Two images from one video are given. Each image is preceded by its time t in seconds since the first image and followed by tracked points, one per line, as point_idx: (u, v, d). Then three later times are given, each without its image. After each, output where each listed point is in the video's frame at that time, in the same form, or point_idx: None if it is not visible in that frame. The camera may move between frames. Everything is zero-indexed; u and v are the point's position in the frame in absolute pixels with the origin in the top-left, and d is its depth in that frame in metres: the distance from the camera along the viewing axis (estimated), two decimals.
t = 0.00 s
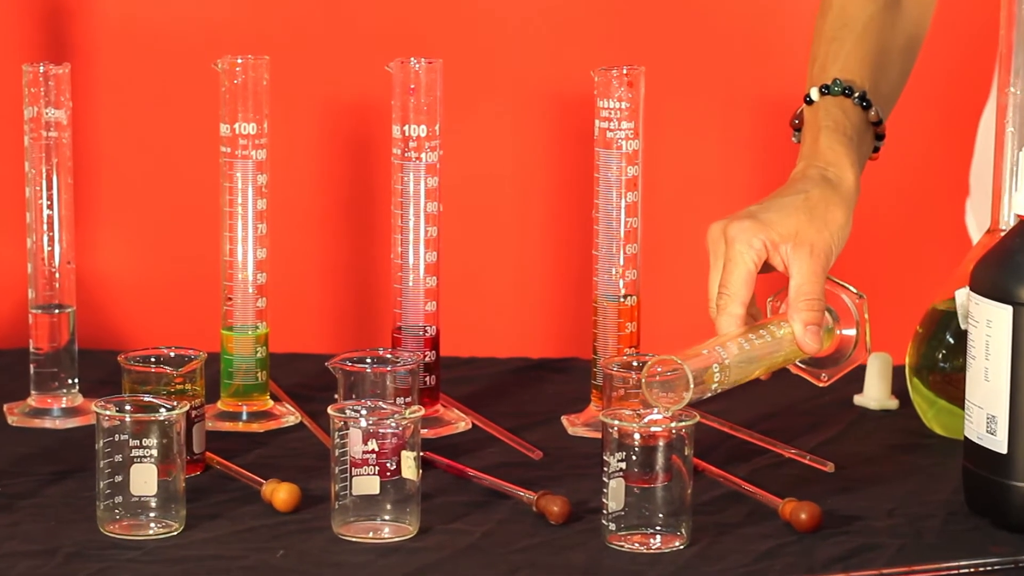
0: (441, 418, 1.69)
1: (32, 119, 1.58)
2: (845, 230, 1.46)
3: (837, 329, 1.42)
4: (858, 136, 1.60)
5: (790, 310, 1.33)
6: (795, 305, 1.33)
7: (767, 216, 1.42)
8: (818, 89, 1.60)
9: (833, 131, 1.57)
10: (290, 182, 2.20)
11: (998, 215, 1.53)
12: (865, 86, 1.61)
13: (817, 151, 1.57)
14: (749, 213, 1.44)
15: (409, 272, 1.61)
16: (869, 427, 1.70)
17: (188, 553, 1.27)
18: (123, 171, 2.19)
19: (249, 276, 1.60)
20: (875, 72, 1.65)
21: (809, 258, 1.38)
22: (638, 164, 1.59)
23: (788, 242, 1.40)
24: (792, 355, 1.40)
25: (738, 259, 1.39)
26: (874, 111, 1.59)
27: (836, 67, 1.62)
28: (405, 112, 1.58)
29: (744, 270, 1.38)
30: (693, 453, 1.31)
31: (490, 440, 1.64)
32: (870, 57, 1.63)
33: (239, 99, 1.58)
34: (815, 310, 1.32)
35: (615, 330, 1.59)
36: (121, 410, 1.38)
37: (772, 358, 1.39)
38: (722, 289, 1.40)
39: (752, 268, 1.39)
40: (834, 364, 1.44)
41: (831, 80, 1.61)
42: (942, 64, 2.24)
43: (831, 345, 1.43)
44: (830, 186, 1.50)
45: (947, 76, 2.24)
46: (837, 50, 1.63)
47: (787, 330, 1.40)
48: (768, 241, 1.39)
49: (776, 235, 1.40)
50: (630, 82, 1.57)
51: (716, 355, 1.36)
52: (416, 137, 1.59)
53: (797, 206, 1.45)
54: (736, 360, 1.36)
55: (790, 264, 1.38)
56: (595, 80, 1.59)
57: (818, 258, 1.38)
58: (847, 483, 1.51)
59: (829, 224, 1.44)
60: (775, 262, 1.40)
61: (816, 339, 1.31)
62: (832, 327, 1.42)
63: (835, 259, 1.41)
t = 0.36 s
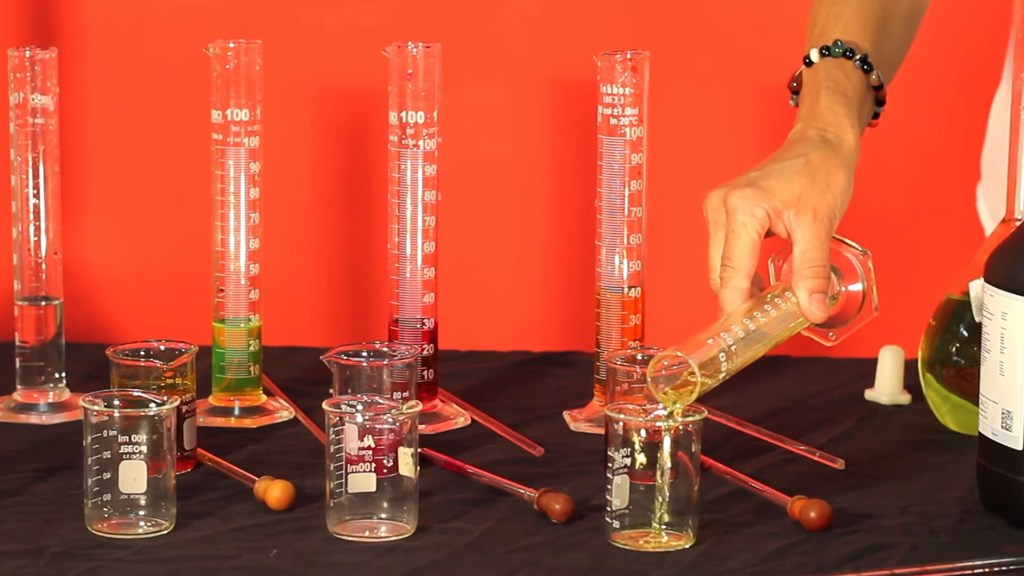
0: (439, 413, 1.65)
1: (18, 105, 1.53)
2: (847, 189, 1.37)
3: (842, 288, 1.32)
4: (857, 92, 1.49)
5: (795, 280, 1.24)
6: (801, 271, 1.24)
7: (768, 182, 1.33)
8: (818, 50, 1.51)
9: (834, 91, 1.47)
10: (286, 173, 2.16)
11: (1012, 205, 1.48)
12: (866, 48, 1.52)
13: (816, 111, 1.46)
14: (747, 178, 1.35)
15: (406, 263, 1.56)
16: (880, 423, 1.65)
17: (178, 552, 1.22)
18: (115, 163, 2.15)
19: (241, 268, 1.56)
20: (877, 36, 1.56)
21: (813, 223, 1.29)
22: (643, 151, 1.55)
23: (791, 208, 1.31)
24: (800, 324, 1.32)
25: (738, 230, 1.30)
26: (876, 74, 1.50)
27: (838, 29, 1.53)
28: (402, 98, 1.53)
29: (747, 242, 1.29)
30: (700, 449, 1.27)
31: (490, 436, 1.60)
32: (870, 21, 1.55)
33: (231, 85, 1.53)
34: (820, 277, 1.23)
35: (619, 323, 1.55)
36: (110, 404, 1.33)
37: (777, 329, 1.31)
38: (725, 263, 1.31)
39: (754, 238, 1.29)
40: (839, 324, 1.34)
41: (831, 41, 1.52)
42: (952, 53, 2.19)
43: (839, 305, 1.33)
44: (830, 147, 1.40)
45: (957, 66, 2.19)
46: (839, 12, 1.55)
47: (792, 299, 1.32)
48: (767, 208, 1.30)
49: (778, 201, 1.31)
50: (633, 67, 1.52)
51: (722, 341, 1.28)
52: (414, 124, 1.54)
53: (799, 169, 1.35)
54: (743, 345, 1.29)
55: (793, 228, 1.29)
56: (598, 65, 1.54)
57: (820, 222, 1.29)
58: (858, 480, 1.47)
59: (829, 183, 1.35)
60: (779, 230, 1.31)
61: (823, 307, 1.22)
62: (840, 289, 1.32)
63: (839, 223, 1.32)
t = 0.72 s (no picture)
0: (438, 409, 1.60)
1: (5, 91, 1.49)
2: (853, 154, 1.28)
3: (847, 254, 1.26)
4: (859, 61, 1.42)
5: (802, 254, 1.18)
6: (808, 245, 1.17)
7: (770, 154, 1.24)
8: (820, 18, 1.45)
9: (836, 59, 1.40)
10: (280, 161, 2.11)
11: None
12: (870, 16, 1.46)
13: (818, 79, 1.38)
14: (748, 150, 1.26)
15: (404, 253, 1.53)
16: (891, 418, 1.60)
17: (169, 552, 1.18)
18: (106, 153, 2.10)
19: (235, 259, 1.52)
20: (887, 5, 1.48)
21: (818, 195, 1.21)
22: (647, 138, 1.52)
23: (794, 179, 1.22)
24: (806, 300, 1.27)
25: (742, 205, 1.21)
26: (880, 44, 1.43)
27: None
28: (400, 83, 1.49)
29: (750, 218, 1.21)
30: (707, 446, 1.21)
31: (490, 432, 1.55)
32: None
33: (224, 70, 1.49)
34: (825, 250, 1.17)
35: (623, 315, 1.52)
36: (98, 399, 1.28)
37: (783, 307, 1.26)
38: (726, 239, 1.22)
39: (758, 212, 1.21)
40: (850, 288, 1.26)
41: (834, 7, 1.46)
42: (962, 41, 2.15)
43: (845, 273, 1.26)
44: (832, 115, 1.31)
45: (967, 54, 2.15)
46: None
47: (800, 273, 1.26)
48: (770, 179, 1.21)
49: (782, 173, 1.22)
50: (638, 52, 1.49)
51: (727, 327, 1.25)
52: (412, 111, 1.50)
53: (803, 137, 1.26)
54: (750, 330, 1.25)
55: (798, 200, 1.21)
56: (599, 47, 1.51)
57: (826, 192, 1.21)
58: (870, 478, 1.42)
59: (834, 149, 1.27)
60: (782, 203, 1.23)
61: (831, 280, 1.16)
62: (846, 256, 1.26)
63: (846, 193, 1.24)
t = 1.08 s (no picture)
0: (435, 404, 1.56)
1: None
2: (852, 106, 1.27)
3: (851, 198, 1.26)
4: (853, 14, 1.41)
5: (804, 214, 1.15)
6: (811, 203, 1.15)
7: (766, 114, 1.23)
8: None
9: (831, 11, 1.39)
10: (273, 149, 2.06)
11: None
12: None
13: (814, 31, 1.37)
14: (744, 110, 1.25)
15: (401, 243, 1.49)
16: (902, 414, 1.56)
17: (160, 552, 1.14)
18: (97, 144, 2.05)
19: (227, 249, 1.48)
20: None
21: (817, 150, 1.19)
22: (651, 126, 1.49)
23: (794, 138, 1.21)
24: (811, 258, 1.25)
25: (739, 168, 1.21)
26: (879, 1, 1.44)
27: None
28: (397, 69, 1.45)
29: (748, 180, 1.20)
30: (712, 443, 1.18)
31: (489, 428, 1.51)
32: None
33: (216, 55, 1.45)
34: (828, 208, 1.15)
35: (626, 308, 1.49)
36: (86, 395, 1.24)
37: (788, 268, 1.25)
38: (725, 205, 1.21)
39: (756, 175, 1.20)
40: (857, 231, 1.27)
41: None
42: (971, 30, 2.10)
43: (852, 216, 1.26)
44: (828, 66, 1.30)
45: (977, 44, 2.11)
46: None
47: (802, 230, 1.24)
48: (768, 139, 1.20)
49: (780, 133, 1.21)
50: (643, 37, 1.46)
51: (727, 316, 1.23)
52: (410, 97, 1.46)
53: (799, 93, 1.25)
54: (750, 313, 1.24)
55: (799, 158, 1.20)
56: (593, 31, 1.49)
57: (827, 147, 1.20)
58: (881, 475, 1.38)
59: (832, 103, 1.25)
60: (782, 162, 1.22)
61: (832, 241, 1.14)
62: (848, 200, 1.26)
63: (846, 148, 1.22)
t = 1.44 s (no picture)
0: (433, 399, 1.52)
1: None
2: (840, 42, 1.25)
3: (845, 129, 1.26)
4: None
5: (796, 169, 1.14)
6: (803, 151, 1.14)
7: (752, 67, 1.21)
8: None
9: None
10: (267, 137, 2.02)
11: None
12: None
13: None
14: (730, 67, 1.23)
15: (398, 234, 1.46)
16: (912, 410, 1.52)
17: (149, 551, 1.10)
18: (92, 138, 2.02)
19: (219, 240, 1.44)
20: None
21: (808, 98, 1.17)
22: (655, 114, 1.45)
23: (783, 89, 1.19)
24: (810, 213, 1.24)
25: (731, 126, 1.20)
26: None
27: None
28: (395, 55, 1.42)
29: (740, 136, 1.19)
30: (717, 439, 1.13)
31: (489, 423, 1.47)
32: None
33: (207, 41, 1.41)
34: (823, 158, 1.13)
35: (629, 300, 1.46)
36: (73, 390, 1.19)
37: (790, 222, 1.23)
38: (719, 166, 1.20)
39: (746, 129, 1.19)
40: (860, 161, 1.27)
41: None
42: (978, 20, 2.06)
43: (850, 148, 1.27)
44: (812, 8, 1.28)
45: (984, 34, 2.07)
46: None
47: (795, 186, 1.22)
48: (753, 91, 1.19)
49: (769, 86, 1.19)
50: (645, 22, 1.42)
51: (724, 306, 1.19)
52: (406, 84, 1.43)
53: (785, 40, 1.23)
54: (745, 295, 1.20)
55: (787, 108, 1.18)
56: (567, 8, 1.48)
57: (815, 91, 1.18)
58: (892, 472, 1.34)
59: (819, 44, 1.23)
60: (773, 112, 1.21)
61: (829, 192, 1.13)
62: (843, 133, 1.26)
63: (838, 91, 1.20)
